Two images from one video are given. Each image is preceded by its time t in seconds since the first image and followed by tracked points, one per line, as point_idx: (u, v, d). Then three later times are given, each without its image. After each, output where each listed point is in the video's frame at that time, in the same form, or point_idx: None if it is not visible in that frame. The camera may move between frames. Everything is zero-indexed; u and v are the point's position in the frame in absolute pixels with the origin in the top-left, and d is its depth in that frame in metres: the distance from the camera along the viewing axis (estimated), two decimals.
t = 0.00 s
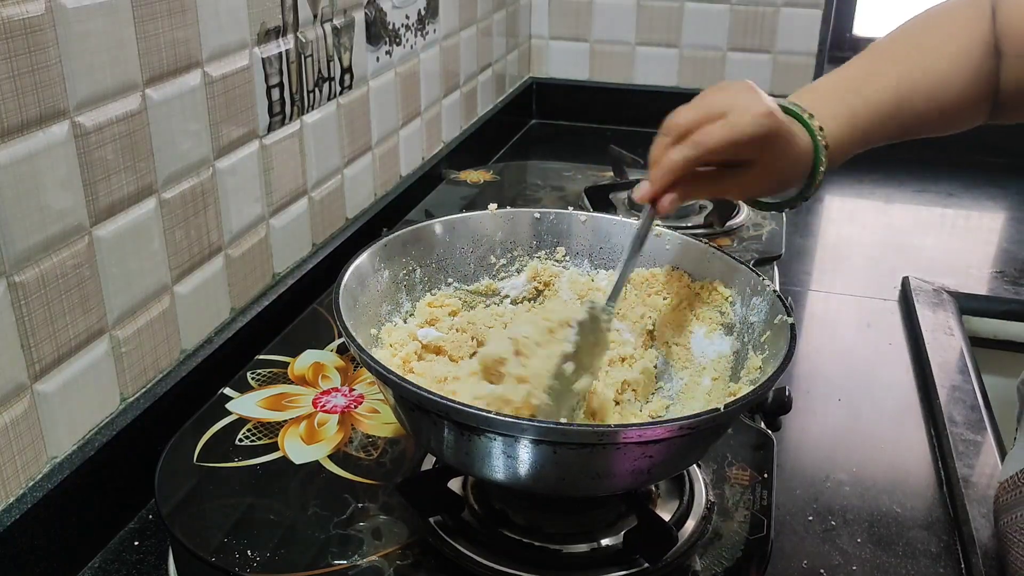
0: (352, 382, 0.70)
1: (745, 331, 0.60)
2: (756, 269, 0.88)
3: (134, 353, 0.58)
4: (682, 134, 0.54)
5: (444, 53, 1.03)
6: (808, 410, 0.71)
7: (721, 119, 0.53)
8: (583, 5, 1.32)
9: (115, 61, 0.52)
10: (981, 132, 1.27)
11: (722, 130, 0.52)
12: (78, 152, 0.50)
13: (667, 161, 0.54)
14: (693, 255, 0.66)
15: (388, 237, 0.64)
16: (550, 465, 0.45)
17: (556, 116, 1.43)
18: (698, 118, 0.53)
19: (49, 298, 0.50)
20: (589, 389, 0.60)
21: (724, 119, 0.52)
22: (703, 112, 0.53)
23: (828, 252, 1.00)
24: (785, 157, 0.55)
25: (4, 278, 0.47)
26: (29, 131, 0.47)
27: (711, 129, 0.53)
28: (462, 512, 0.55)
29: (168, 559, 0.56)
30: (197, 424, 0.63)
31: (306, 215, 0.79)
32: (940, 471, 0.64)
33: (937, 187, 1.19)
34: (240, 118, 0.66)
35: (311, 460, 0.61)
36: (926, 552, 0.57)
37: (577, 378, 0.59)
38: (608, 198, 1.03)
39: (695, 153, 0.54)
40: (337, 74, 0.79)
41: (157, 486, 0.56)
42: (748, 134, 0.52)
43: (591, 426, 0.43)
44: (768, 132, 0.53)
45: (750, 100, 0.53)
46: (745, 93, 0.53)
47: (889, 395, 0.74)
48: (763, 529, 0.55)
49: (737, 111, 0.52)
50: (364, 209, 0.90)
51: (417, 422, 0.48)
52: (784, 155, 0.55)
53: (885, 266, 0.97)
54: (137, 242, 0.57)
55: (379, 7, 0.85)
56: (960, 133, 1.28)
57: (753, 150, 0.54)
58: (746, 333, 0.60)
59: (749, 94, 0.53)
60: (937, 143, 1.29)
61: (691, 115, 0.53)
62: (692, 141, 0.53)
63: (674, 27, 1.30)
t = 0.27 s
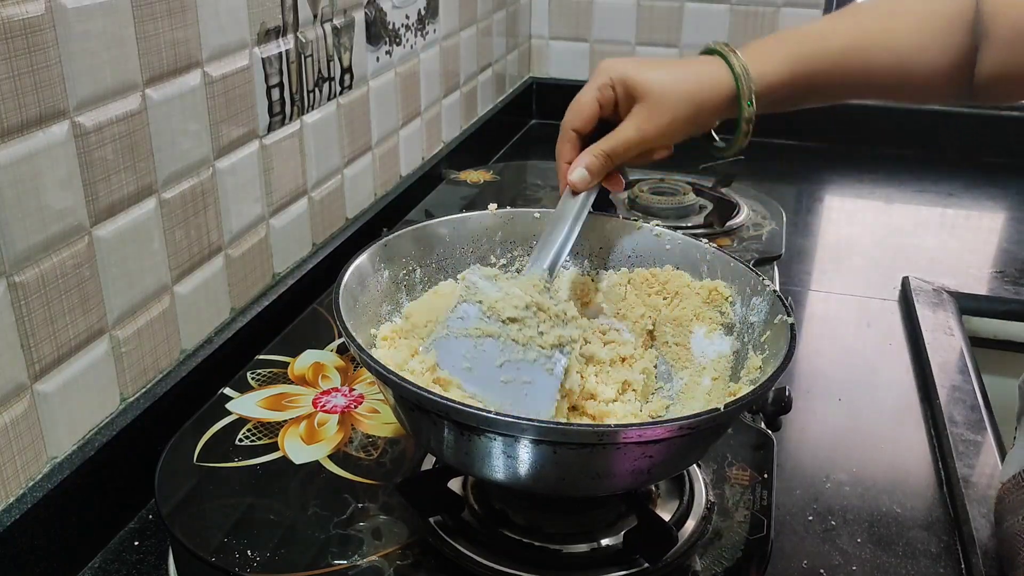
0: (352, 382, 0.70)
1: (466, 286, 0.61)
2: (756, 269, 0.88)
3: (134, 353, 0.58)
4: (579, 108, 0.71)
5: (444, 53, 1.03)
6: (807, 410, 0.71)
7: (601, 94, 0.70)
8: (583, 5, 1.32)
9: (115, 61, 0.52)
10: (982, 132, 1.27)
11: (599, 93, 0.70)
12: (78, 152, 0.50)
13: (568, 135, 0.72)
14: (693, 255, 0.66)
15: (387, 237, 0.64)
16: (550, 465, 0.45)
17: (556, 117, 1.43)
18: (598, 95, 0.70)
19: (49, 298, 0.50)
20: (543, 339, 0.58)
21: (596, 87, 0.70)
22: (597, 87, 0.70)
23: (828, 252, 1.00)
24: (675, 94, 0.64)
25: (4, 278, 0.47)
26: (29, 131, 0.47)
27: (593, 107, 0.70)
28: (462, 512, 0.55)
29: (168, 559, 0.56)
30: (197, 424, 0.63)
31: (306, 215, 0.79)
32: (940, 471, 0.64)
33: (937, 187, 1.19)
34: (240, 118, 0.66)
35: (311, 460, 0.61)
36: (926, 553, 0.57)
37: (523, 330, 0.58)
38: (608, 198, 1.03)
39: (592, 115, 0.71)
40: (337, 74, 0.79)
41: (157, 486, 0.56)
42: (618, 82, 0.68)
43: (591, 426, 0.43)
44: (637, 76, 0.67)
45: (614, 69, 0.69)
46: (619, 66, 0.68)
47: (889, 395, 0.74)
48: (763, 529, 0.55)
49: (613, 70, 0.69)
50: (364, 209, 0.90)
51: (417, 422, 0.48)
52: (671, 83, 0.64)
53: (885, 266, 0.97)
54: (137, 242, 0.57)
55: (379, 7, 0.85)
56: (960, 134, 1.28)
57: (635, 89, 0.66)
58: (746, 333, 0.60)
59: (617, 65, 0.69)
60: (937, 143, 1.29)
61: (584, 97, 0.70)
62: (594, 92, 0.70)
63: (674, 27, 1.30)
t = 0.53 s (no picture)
0: (352, 382, 0.70)
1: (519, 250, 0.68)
2: (756, 270, 0.88)
3: (134, 353, 0.58)
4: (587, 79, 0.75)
5: (444, 53, 1.03)
6: (807, 410, 0.71)
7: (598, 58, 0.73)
8: (583, 5, 1.32)
9: (115, 61, 0.52)
10: (981, 132, 1.27)
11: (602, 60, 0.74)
12: (78, 152, 0.50)
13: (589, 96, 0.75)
14: (694, 255, 0.66)
15: (387, 238, 0.64)
16: (550, 465, 0.45)
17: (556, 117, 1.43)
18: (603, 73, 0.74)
19: (49, 298, 0.50)
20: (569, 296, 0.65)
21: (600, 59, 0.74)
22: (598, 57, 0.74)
23: (828, 252, 1.00)
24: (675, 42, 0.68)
25: (4, 279, 0.47)
26: (29, 131, 0.47)
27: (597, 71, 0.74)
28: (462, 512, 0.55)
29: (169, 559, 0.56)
30: (197, 424, 0.63)
31: (306, 215, 0.79)
32: (941, 472, 0.64)
33: (937, 187, 1.19)
34: (240, 118, 0.66)
35: (311, 460, 0.61)
36: (926, 553, 0.57)
37: (552, 289, 0.65)
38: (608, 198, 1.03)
39: (604, 89, 0.75)
40: (337, 74, 0.79)
41: (157, 486, 0.56)
42: (613, 47, 0.71)
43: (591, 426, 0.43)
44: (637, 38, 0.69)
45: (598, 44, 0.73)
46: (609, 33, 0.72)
47: (889, 395, 0.74)
48: (763, 529, 0.55)
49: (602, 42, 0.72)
50: (364, 209, 0.90)
51: (418, 422, 0.48)
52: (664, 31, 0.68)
53: (885, 266, 0.97)
54: (137, 242, 0.57)
55: (379, 7, 0.85)
56: (960, 134, 1.28)
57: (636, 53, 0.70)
58: (746, 332, 0.60)
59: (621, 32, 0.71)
60: (937, 143, 1.29)
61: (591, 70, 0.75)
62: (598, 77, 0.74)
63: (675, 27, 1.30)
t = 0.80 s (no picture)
0: (352, 382, 0.70)
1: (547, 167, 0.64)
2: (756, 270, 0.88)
3: (134, 353, 0.58)
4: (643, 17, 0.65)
5: (443, 53, 1.03)
6: (807, 410, 0.71)
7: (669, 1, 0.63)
8: (583, 5, 1.32)
9: (115, 62, 0.52)
10: (981, 132, 1.27)
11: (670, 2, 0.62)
12: (78, 152, 0.50)
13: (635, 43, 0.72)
14: (694, 256, 0.66)
15: (387, 237, 0.64)
16: (549, 465, 0.45)
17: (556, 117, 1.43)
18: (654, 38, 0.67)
19: (49, 298, 0.50)
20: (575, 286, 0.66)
21: None
22: None
23: (828, 252, 1.00)
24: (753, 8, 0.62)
25: (4, 279, 0.47)
26: (29, 131, 0.47)
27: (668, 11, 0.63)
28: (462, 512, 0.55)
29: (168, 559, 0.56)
30: (196, 424, 0.63)
31: (306, 215, 0.79)
32: (940, 472, 0.65)
33: (937, 187, 1.19)
34: (240, 118, 0.66)
35: (311, 459, 0.61)
36: (926, 553, 0.57)
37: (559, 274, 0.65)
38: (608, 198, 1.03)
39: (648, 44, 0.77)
40: (337, 74, 0.79)
41: (157, 486, 0.56)
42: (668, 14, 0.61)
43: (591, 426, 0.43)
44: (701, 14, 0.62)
45: None
46: None
47: (889, 395, 0.74)
48: (763, 529, 0.55)
49: None
50: (364, 209, 0.90)
51: (418, 422, 0.48)
52: None
53: (885, 266, 0.97)
54: (137, 242, 0.57)
55: (379, 7, 0.85)
56: (960, 134, 1.28)
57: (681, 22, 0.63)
58: (746, 332, 0.60)
59: None
60: (937, 143, 1.29)
61: None
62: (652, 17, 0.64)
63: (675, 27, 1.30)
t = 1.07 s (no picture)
0: (352, 382, 0.70)
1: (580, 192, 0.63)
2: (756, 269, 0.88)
3: (134, 353, 0.58)
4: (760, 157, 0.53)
5: (443, 53, 1.03)
6: (807, 410, 0.71)
7: (783, 109, 0.53)
8: (583, 5, 1.32)
9: (115, 61, 0.52)
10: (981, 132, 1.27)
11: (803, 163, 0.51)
12: (78, 152, 0.50)
13: (782, 170, 0.51)
14: (694, 255, 0.66)
15: (388, 237, 0.64)
16: (550, 465, 0.45)
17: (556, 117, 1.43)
18: (776, 137, 0.52)
19: (49, 298, 0.50)
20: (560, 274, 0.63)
21: (796, 123, 0.52)
22: (798, 126, 0.52)
23: (828, 252, 1.00)
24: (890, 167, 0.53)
25: (4, 279, 0.47)
26: (29, 131, 0.47)
27: (794, 140, 0.52)
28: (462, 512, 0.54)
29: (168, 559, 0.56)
30: (196, 424, 0.63)
31: (306, 215, 0.79)
32: (940, 471, 0.64)
33: (937, 187, 1.19)
34: (240, 118, 0.66)
35: (311, 460, 0.60)
36: (926, 553, 0.57)
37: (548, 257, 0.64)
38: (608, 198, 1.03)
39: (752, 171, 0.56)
40: (337, 74, 0.79)
41: (157, 486, 0.56)
42: (837, 146, 0.50)
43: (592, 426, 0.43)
44: (857, 160, 0.52)
45: (828, 124, 0.51)
46: (802, 104, 0.53)
47: (889, 395, 0.74)
48: (763, 529, 0.55)
49: (820, 124, 0.51)
50: (364, 209, 0.90)
51: (418, 422, 0.48)
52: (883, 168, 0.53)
53: (885, 266, 0.97)
54: (137, 242, 0.57)
55: (379, 7, 0.85)
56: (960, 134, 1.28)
57: (833, 156, 0.51)
58: (747, 333, 0.60)
59: (823, 100, 0.53)
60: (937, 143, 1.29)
61: (762, 113, 0.54)
62: (765, 132, 0.53)
63: (674, 27, 1.30)
